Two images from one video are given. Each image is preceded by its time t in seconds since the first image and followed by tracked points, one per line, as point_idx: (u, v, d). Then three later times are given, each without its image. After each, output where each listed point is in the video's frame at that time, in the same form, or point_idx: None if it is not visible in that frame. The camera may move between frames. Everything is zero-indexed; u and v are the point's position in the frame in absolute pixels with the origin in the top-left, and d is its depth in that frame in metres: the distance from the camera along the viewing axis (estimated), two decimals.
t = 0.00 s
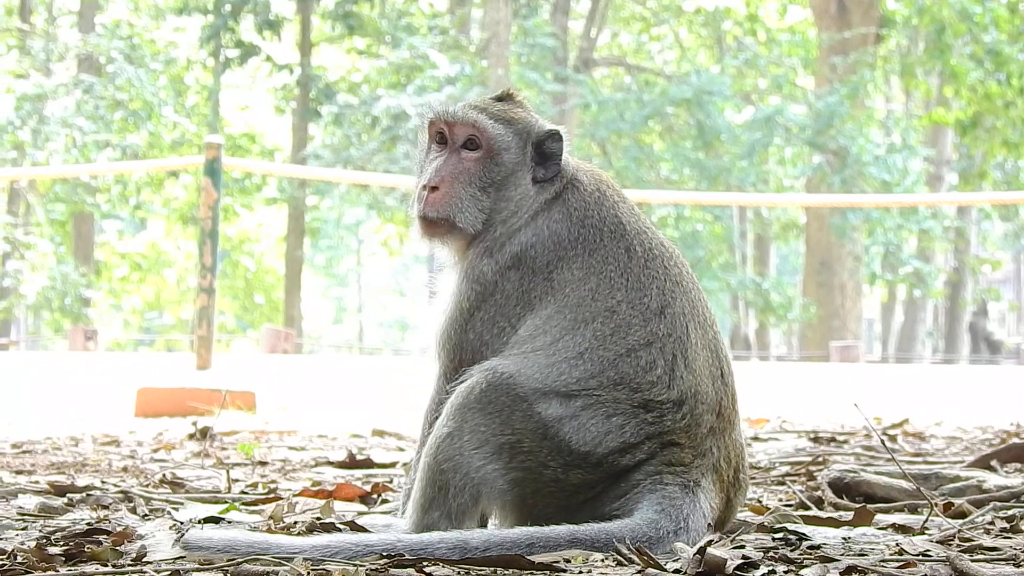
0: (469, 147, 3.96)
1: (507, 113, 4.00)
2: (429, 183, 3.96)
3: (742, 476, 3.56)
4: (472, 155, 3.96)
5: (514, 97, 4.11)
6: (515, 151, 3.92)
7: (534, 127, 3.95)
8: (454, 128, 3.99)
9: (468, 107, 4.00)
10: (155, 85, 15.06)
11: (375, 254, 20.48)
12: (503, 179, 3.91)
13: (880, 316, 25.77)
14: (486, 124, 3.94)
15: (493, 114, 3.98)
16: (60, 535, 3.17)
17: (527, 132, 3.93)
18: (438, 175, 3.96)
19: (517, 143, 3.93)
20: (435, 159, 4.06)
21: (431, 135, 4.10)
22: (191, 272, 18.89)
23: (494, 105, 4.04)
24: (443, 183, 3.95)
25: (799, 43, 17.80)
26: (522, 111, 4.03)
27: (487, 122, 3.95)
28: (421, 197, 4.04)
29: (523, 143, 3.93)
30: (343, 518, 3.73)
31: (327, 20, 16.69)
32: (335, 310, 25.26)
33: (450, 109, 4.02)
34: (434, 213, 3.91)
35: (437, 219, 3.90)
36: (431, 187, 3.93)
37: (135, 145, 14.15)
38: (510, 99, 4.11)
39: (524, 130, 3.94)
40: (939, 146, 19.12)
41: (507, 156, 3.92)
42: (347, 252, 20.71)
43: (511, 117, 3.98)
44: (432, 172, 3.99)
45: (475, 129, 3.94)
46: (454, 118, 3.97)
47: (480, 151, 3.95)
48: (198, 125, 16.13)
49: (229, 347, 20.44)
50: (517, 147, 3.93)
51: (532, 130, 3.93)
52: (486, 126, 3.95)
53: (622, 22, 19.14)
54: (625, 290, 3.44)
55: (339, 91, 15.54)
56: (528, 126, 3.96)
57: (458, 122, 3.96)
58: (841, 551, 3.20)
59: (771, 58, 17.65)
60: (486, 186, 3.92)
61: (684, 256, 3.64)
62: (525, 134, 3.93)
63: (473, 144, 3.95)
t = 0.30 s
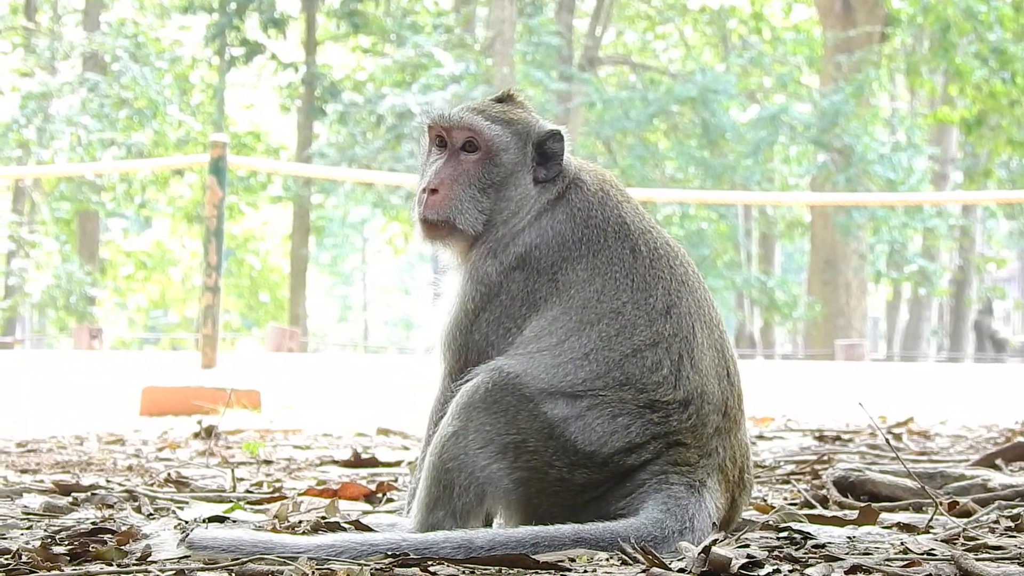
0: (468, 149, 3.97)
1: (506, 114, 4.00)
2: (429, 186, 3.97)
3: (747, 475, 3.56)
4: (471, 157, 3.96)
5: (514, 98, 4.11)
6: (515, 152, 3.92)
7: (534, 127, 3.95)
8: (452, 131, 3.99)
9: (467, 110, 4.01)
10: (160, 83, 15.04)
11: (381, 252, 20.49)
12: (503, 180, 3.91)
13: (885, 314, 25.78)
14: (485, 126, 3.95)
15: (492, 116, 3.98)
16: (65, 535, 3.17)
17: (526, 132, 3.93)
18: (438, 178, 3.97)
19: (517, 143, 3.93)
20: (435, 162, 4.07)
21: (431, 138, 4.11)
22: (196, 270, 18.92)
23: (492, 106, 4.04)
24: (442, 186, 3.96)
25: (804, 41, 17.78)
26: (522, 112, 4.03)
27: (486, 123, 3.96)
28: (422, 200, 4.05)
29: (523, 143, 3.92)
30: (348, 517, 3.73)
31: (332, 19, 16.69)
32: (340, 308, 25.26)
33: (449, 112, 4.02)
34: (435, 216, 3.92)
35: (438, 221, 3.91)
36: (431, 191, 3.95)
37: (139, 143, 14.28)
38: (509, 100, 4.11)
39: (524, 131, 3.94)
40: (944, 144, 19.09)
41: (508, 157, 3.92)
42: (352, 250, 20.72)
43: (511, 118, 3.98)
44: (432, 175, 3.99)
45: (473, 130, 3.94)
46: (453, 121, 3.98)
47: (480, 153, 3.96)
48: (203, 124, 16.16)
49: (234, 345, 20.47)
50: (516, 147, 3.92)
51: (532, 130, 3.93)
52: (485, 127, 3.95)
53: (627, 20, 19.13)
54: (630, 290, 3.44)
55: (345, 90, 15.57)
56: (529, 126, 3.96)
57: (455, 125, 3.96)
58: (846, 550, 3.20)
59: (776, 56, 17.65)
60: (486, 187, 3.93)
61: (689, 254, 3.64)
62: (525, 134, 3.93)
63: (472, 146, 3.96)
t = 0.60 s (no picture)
0: (467, 155, 3.97)
1: (505, 116, 4.00)
2: (431, 194, 3.98)
3: (753, 475, 3.55)
4: (471, 163, 3.96)
5: (514, 99, 4.11)
6: (515, 154, 3.91)
7: (535, 127, 3.94)
8: (451, 137, 3.99)
9: (466, 115, 4.01)
10: (164, 82, 15.01)
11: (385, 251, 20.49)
12: (505, 183, 3.90)
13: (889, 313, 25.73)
14: (484, 130, 3.94)
15: (492, 119, 3.98)
16: (71, 534, 3.17)
17: (526, 133, 3.92)
18: (439, 186, 3.97)
19: (517, 146, 3.92)
20: (436, 168, 4.07)
21: (431, 144, 4.11)
22: (200, 268, 18.94)
23: (492, 110, 4.04)
24: (443, 192, 3.96)
25: (808, 40, 17.74)
26: (523, 113, 4.02)
27: (485, 128, 3.96)
28: (423, 207, 4.05)
29: (523, 145, 3.91)
30: (354, 516, 3.73)
31: (337, 18, 16.68)
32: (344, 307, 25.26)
33: (447, 118, 4.02)
34: (437, 223, 3.92)
35: (440, 228, 3.91)
36: (432, 198, 3.95)
37: (144, 142, 14.35)
38: (509, 103, 4.11)
39: (524, 132, 3.93)
40: (949, 143, 19.05)
41: (508, 159, 3.92)
42: (356, 249, 20.71)
43: (511, 120, 3.98)
44: (433, 182, 3.99)
45: (472, 136, 3.94)
46: (451, 127, 3.98)
47: (480, 158, 3.95)
48: (208, 123, 16.16)
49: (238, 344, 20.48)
50: (516, 149, 3.92)
51: (533, 131, 3.92)
52: (485, 132, 3.94)
53: (631, 20, 19.12)
54: (636, 290, 3.43)
55: (349, 88, 15.65)
56: (529, 127, 3.94)
57: (453, 131, 3.96)
58: (852, 550, 3.19)
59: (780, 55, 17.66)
60: (488, 192, 3.93)
61: (694, 252, 3.63)
62: (525, 136, 3.92)
63: (472, 151, 3.96)
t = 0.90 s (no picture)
0: (471, 162, 3.97)
1: (507, 120, 4.00)
2: (436, 203, 3.97)
3: (760, 477, 3.54)
4: (476, 168, 3.96)
5: (516, 102, 4.11)
6: (518, 157, 3.91)
7: (537, 129, 3.94)
8: (454, 143, 3.99)
9: (470, 121, 4.01)
10: (169, 82, 15.01)
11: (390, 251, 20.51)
12: (509, 187, 3.90)
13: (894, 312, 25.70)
14: (488, 135, 3.95)
15: (495, 124, 3.98)
16: (78, 534, 3.16)
17: (529, 136, 3.93)
18: (444, 193, 3.97)
19: (520, 149, 3.92)
20: (441, 174, 4.07)
21: (435, 151, 4.11)
22: (205, 268, 18.95)
23: (494, 114, 4.04)
24: (448, 199, 3.96)
25: (813, 39, 17.71)
26: (525, 116, 4.02)
27: (488, 133, 3.96)
28: (430, 216, 4.05)
29: (526, 147, 3.91)
30: (360, 517, 3.73)
31: (342, 17, 16.69)
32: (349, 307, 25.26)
33: (450, 124, 4.02)
34: (443, 231, 3.91)
35: (446, 236, 3.90)
36: (437, 206, 3.95)
37: (149, 142, 14.30)
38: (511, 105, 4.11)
39: (526, 135, 3.93)
40: (954, 142, 19.02)
41: (512, 163, 3.91)
42: (361, 249, 20.72)
43: (514, 124, 3.98)
44: (438, 190, 3.99)
45: (475, 142, 3.95)
46: (455, 134, 3.98)
47: (484, 163, 3.95)
48: (213, 123, 16.18)
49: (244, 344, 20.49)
50: (519, 152, 3.92)
51: (536, 134, 3.92)
52: (489, 137, 3.95)
53: (635, 19, 19.11)
54: (643, 291, 3.42)
55: (354, 88, 15.65)
56: (533, 130, 3.94)
57: (455, 138, 3.96)
58: (858, 551, 3.18)
59: (785, 54, 17.63)
60: (493, 197, 3.93)
61: (700, 252, 3.62)
62: (528, 138, 3.92)
63: (476, 158, 3.96)
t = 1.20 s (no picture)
0: (477, 174, 3.96)
1: (511, 128, 3.99)
2: (445, 217, 3.95)
3: (767, 479, 3.53)
4: (484, 178, 3.95)
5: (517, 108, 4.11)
6: (525, 164, 3.91)
7: (541, 135, 3.94)
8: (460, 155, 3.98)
9: (474, 129, 4.00)
10: (174, 83, 15.01)
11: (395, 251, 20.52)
12: (515, 195, 3.90)
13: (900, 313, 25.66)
14: (493, 143, 3.94)
15: (499, 132, 3.98)
16: (85, 537, 3.16)
17: (534, 142, 3.92)
18: (452, 206, 3.96)
19: (525, 156, 3.92)
20: (447, 183, 4.06)
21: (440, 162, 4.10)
22: (211, 269, 18.97)
23: (498, 122, 4.03)
24: (455, 209, 3.95)
25: (819, 40, 17.67)
26: (529, 122, 4.02)
27: (494, 141, 3.96)
28: (439, 231, 4.02)
29: (532, 153, 3.91)
30: (367, 518, 3.73)
31: (348, 19, 16.69)
32: (355, 308, 25.26)
33: (454, 135, 4.01)
34: (453, 244, 3.89)
35: (456, 249, 3.88)
36: (446, 218, 3.94)
37: (154, 144, 14.28)
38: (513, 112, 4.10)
39: (532, 142, 3.93)
40: (960, 143, 18.98)
41: (520, 172, 3.91)
42: (366, 250, 20.74)
43: (519, 131, 3.97)
44: (446, 204, 3.97)
45: (480, 153, 3.93)
46: (461, 146, 3.96)
47: (491, 173, 3.94)
48: (219, 124, 16.19)
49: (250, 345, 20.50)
50: (525, 160, 3.91)
51: (541, 139, 3.92)
52: (496, 146, 3.94)
53: (641, 20, 19.10)
54: (651, 293, 3.42)
55: (359, 89, 15.64)
56: (537, 135, 3.94)
57: (459, 152, 3.94)
58: (866, 553, 3.17)
59: (791, 55, 17.59)
60: (502, 207, 3.92)
61: (707, 253, 3.62)
62: (534, 145, 3.92)
63: (481, 170, 3.95)
